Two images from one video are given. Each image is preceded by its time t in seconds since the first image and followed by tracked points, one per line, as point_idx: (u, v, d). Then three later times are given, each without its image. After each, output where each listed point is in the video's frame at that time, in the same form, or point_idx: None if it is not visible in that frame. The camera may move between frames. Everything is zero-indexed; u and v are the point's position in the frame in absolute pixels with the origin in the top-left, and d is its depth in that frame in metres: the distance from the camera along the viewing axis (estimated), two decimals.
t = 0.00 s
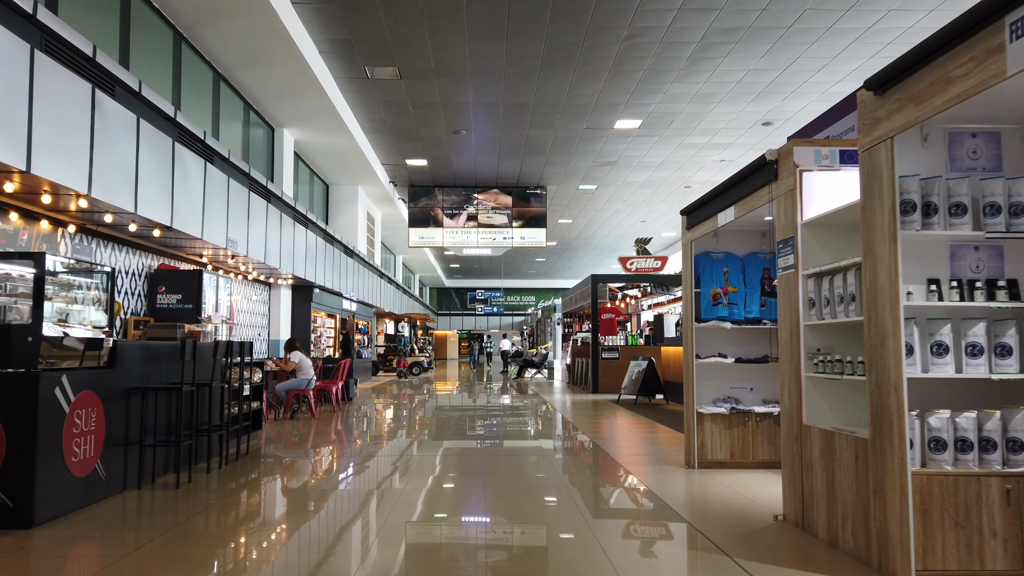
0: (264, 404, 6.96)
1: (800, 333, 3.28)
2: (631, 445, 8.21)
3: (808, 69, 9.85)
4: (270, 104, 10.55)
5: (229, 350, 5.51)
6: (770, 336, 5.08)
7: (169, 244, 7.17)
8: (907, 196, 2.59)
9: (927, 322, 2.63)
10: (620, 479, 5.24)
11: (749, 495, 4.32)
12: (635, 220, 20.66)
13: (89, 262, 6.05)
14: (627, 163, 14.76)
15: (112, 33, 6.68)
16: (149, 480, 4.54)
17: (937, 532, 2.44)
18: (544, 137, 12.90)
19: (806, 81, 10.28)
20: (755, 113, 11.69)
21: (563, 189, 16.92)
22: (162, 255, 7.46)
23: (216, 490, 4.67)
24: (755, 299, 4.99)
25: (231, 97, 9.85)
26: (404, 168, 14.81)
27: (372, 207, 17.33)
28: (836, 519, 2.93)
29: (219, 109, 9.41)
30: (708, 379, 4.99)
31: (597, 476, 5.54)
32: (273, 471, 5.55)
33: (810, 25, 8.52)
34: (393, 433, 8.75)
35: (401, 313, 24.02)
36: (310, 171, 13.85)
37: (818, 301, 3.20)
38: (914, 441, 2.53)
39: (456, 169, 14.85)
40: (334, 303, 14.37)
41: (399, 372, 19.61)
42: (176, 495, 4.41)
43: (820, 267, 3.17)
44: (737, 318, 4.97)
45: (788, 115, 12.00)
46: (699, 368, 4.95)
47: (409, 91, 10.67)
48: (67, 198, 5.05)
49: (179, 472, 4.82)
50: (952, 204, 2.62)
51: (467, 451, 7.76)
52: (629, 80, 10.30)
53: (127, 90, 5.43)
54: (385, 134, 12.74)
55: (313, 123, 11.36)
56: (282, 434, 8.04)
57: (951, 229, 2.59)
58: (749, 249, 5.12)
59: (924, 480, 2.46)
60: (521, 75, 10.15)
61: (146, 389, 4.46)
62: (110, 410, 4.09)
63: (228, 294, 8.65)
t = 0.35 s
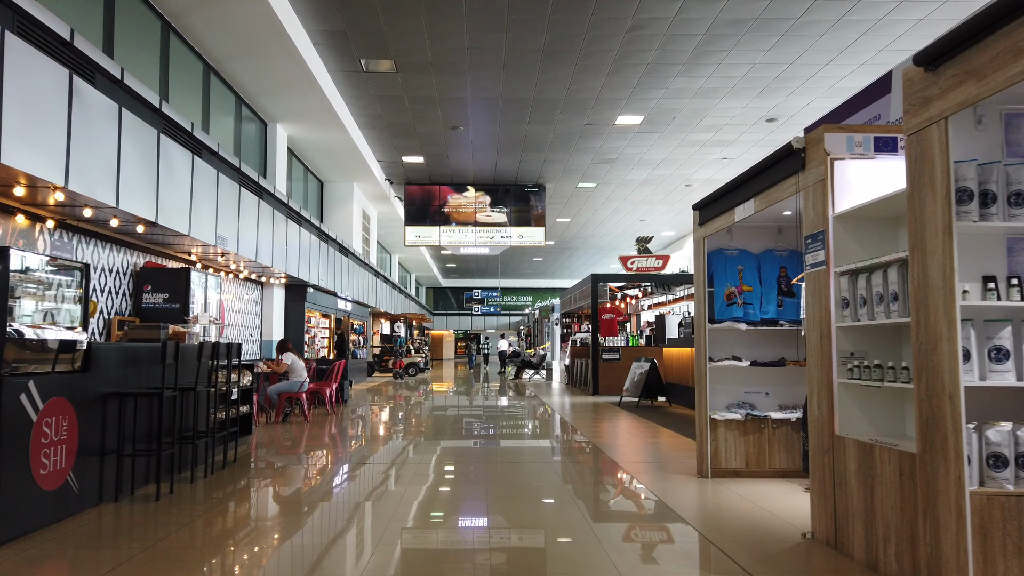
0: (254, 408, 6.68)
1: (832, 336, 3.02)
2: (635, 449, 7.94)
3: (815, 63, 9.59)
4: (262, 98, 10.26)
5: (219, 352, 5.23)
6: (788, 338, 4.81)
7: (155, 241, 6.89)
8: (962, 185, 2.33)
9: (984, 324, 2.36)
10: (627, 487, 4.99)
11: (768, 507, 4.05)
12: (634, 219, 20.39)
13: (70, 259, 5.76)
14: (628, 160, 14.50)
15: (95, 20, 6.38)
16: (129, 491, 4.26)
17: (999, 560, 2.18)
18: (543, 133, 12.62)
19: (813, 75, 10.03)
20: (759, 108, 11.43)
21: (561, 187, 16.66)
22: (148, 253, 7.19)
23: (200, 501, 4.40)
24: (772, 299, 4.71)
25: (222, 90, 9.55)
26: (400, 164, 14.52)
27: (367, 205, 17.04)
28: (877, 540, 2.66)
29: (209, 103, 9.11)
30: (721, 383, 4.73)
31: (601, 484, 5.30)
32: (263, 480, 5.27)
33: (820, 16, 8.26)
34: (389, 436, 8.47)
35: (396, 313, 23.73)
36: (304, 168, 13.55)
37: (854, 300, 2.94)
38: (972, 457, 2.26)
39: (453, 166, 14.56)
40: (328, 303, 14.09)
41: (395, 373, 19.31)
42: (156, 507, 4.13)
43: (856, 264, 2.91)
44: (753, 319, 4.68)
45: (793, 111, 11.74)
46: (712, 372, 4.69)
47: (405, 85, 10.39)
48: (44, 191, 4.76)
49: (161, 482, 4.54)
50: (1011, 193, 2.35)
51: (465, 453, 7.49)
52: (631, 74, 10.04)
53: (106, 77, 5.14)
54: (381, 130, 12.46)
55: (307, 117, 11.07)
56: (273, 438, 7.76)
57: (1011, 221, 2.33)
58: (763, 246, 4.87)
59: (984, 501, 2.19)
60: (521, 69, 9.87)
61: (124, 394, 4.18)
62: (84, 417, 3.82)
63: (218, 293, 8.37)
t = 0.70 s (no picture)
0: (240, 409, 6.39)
1: (865, 331, 2.75)
2: (637, 451, 7.66)
3: (821, 54, 9.33)
4: (252, 89, 9.96)
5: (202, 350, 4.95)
6: (803, 335, 4.53)
7: (137, 235, 6.60)
8: None
9: None
10: (633, 493, 4.71)
11: (785, 516, 3.78)
12: (633, 217, 20.13)
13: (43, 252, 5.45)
14: (627, 156, 14.23)
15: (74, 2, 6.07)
16: (100, 498, 3.97)
17: None
18: (541, 128, 12.35)
19: (818, 67, 9.78)
20: (762, 102, 11.17)
21: (559, 184, 16.38)
22: (131, 248, 6.89)
23: (177, 510, 4.11)
24: (787, 294, 4.48)
25: (210, 80, 9.24)
26: (395, 160, 14.23)
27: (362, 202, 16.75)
28: (919, 558, 2.39)
29: (197, 95, 8.82)
30: (732, 383, 4.46)
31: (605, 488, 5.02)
32: (250, 486, 5.00)
33: (827, 4, 8.00)
34: (382, 437, 8.18)
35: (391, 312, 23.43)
36: (296, 164, 13.26)
37: (890, 293, 2.66)
38: None
39: (450, 163, 14.28)
40: (321, 301, 13.79)
41: (390, 373, 19.02)
42: (128, 516, 3.84)
43: (892, 251, 2.64)
44: (767, 315, 4.43)
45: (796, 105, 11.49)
46: (724, 371, 4.41)
47: (400, 77, 10.10)
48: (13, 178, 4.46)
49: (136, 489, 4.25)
50: None
51: (461, 454, 7.22)
52: (632, 66, 9.77)
53: (80, 58, 4.84)
54: (375, 125, 12.17)
55: (298, 110, 10.77)
56: (261, 440, 7.46)
57: None
58: (776, 238, 4.61)
59: None
60: (518, 60, 9.59)
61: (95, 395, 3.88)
62: (49, 420, 3.54)
63: (204, 290, 8.07)
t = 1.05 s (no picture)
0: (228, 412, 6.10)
1: (910, 329, 2.47)
2: (642, 454, 7.40)
3: (829, 46, 9.08)
4: (241, 81, 9.65)
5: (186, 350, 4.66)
6: (823, 336, 4.26)
7: (119, 230, 6.31)
8: None
9: None
10: (643, 502, 4.44)
11: (809, 529, 3.52)
12: (631, 215, 19.89)
13: (16, 246, 5.15)
14: (627, 152, 13.96)
15: None
16: (71, 510, 3.70)
17: None
18: (539, 123, 12.08)
19: (825, 60, 9.52)
20: (766, 97, 10.92)
21: (558, 181, 16.10)
22: (113, 244, 6.59)
23: (155, 521, 3.83)
24: (807, 291, 4.19)
25: (199, 72, 8.96)
26: (390, 156, 13.95)
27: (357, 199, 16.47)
28: None
29: (185, 87, 8.52)
30: (749, 386, 4.20)
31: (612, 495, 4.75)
32: (239, 492, 4.75)
33: None
34: (377, 438, 7.93)
35: (387, 311, 23.16)
36: (289, 160, 12.97)
37: (943, 286, 2.39)
38: None
39: (446, 159, 14.02)
40: (315, 300, 13.50)
41: (385, 373, 18.73)
42: (99, 530, 3.55)
43: (943, 242, 2.36)
44: (785, 314, 4.15)
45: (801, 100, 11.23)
46: (740, 373, 4.16)
47: (395, 69, 9.83)
48: None
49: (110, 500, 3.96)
50: None
51: (459, 456, 6.96)
52: (634, 58, 9.50)
53: (55, 41, 4.56)
54: (370, 119, 11.88)
55: (290, 104, 10.47)
56: (252, 443, 7.19)
57: None
58: (796, 233, 4.33)
59: None
60: (517, 51, 9.32)
61: (65, 400, 3.60)
62: (11, 428, 3.25)
63: (191, 288, 7.78)
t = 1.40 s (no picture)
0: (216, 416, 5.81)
1: (971, 332, 2.22)
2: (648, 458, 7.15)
3: (839, 38, 8.82)
4: (233, 74, 9.35)
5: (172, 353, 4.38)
6: (848, 337, 3.99)
7: (102, 226, 6.02)
8: None
9: None
10: (656, 513, 4.16)
11: (840, 546, 3.25)
12: (631, 214, 19.64)
13: None
14: (628, 149, 13.69)
15: None
16: (41, 526, 3.42)
17: None
18: (539, 118, 11.81)
19: (835, 53, 9.26)
20: (772, 91, 10.67)
21: (557, 179, 15.83)
22: (97, 240, 6.30)
23: (132, 536, 3.55)
24: (832, 290, 3.93)
25: (189, 63, 8.66)
26: (387, 153, 13.67)
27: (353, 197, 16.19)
28: None
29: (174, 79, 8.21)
30: (770, 390, 3.94)
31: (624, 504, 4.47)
32: (228, 499, 4.50)
33: None
34: (373, 441, 7.64)
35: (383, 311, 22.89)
36: (283, 156, 12.68)
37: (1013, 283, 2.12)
38: None
39: (444, 156, 13.74)
40: (309, 299, 13.20)
41: (381, 373, 18.45)
42: (69, 549, 3.27)
43: (1013, 233, 2.10)
44: (809, 314, 3.89)
45: (807, 95, 10.98)
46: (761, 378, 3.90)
47: (392, 62, 9.55)
48: None
49: (85, 514, 3.67)
50: None
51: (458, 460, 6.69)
52: (638, 51, 9.23)
53: (29, 23, 4.26)
54: (366, 114, 11.60)
55: (284, 97, 10.17)
56: (242, 447, 6.91)
57: None
58: (820, 228, 4.07)
59: None
60: (518, 44, 9.04)
61: (34, 407, 3.32)
62: None
63: (179, 286, 7.49)
